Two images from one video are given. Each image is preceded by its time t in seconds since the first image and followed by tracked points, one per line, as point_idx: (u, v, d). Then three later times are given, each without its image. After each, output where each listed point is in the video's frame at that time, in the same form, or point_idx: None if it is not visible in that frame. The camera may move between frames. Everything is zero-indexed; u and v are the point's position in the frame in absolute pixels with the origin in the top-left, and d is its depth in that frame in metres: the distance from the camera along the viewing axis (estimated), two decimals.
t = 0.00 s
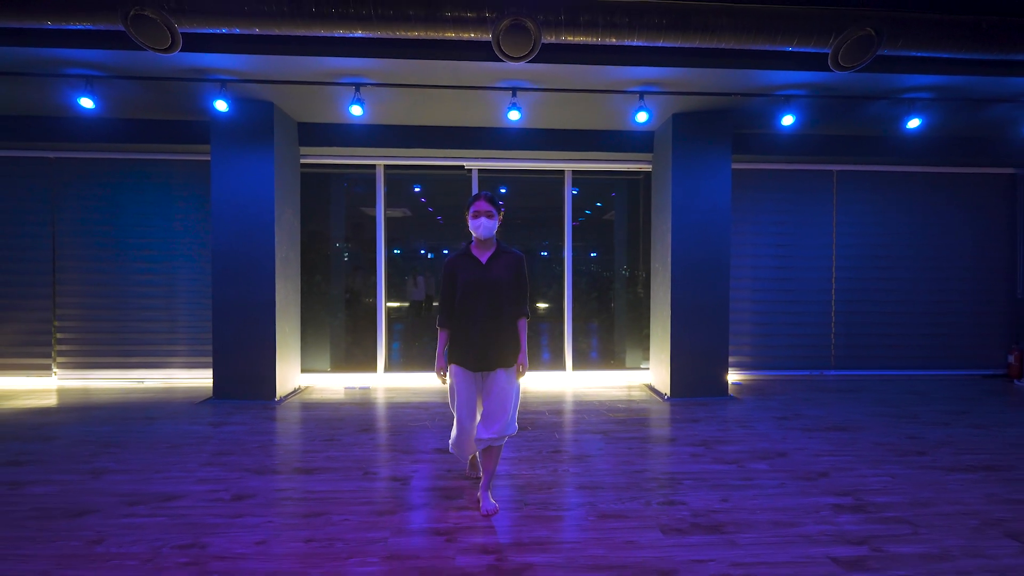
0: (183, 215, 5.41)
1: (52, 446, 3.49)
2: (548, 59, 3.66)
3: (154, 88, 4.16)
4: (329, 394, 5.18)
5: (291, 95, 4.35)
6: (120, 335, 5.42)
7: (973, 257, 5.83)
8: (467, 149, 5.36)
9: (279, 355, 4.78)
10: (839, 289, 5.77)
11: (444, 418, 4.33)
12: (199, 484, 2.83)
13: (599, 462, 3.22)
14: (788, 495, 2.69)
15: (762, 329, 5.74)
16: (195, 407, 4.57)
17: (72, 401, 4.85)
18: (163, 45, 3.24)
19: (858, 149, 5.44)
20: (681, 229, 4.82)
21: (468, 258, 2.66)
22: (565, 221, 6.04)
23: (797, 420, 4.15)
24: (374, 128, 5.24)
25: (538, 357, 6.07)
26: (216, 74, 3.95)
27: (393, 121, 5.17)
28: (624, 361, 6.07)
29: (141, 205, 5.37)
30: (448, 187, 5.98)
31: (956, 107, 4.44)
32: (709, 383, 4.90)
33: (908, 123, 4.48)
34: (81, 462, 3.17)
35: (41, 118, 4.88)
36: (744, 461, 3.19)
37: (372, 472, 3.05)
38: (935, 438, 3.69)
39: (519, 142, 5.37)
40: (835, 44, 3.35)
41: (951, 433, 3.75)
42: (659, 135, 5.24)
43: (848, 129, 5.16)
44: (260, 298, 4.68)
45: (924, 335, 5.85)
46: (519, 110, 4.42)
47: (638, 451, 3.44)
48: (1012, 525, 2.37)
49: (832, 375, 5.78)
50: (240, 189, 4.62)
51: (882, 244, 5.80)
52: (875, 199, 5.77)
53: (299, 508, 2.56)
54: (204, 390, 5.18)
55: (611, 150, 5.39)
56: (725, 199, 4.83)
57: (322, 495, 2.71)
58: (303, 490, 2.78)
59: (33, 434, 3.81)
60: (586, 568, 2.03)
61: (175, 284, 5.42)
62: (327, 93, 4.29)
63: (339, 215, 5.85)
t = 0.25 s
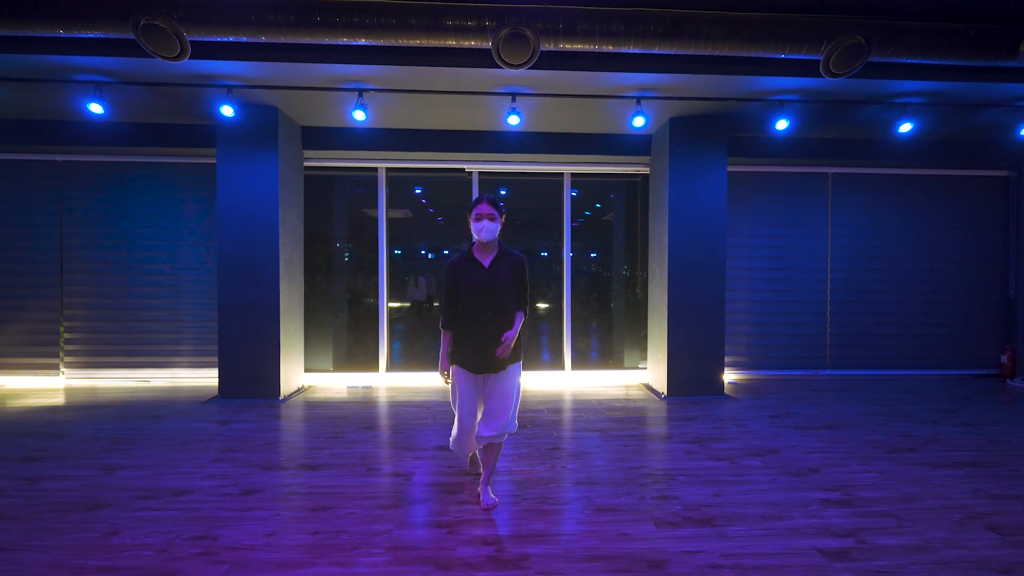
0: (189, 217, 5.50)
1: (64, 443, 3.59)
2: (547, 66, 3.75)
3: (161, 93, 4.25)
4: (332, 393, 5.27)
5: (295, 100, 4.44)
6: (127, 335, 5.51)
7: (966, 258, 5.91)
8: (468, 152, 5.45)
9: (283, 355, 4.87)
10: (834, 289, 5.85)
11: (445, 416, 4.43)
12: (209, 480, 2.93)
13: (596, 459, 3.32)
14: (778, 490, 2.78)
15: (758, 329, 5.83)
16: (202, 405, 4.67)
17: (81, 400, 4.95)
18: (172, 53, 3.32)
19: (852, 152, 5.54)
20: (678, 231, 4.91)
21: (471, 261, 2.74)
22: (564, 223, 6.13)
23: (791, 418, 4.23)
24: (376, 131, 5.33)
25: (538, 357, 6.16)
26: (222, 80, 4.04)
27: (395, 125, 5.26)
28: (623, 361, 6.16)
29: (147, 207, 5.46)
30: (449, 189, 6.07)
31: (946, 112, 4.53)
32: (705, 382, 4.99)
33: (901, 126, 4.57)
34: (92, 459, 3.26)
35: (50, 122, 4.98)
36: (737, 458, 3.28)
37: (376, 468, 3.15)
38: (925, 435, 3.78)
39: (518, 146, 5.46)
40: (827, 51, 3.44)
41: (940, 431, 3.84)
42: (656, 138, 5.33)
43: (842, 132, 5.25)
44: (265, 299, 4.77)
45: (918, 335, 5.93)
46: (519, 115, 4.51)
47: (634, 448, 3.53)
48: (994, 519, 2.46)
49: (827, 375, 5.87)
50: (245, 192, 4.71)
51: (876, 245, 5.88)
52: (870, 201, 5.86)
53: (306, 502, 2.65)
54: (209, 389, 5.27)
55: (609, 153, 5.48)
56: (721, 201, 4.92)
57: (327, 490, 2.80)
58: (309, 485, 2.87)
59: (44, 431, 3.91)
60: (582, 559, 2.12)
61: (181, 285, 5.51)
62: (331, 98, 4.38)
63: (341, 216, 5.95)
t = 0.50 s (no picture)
0: (194, 218, 5.56)
1: (73, 441, 3.65)
2: (548, 70, 3.81)
3: (168, 97, 4.31)
4: (335, 392, 5.33)
5: (299, 103, 4.50)
6: (132, 335, 5.58)
7: (962, 259, 5.97)
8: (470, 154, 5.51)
9: (287, 355, 4.93)
10: (832, 290, 5.91)
11: (447, 415, 4.49)
12: (216, 477, 2.99)
13: (596, 457, 3.37)
14: (774, 487, 2.84)
15: (757, 329, 5.89)
16: (207, 404, 4.73)
17: (87, 399, 5.01)
18: (180, 58, 3.39)
19: (849, 154, 5.59)
20: (677, 232, 4.97)
21: (480, 266, 2.73)
22: (564, 224, 6.19)
23: (788, 417, 4.29)
24: (379, 134, 5.39)
25: (538, 357, 6.22)
26: (228, 84, 4.10)
27: (398, 128, 5.32)
28: (623, 360, 6.22)
29: (152, 208, 5.53)
30: (450, 191, 6.13)
31: (942, 115, 4.59)
32: (704, 381, 5.05)
33: (897, 129, 4.63)
34: (102, 456, 3.32)
35: (58, 125, 5.05)
36: (735, 456, 3.34)
37: (380, 465, 3.21)
38: (920, 434, 3.84)
39: (520, 148, 5.52)
40: (823, 56, 3.49)
41: (934, 430, 3.90)
42: (656, 141, 5.39)
43: (839, 135, 5.31)
44: (269, 299, 4.83)
45: (915, 335, 5.99)
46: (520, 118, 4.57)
47: (633, 446, 3.59)
48: (984, 515, 2.52)
49: (825, 374, 5.93)
50: (249, 194, 4.78)
51: (874, 246, 5.94)
52: (867, 203, 5.92)
53: (312, 498, 2.71)
54: (214, 388, 5.33)
55: (609, 155, 5.54)
56: (720, 202, 4.98)
57: (332, 487, 2.86)
58: (314, 481, 2.94)
59: (52, 430, 3.97)
60: (581, 552, 2.18)
61: (186, 286, 5.57)
62: (334, 101, 4.45)
63: (344, 217, 6.01)
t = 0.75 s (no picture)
0: (201, 219, 5.65)
1: (87, 437, 3.74)
2: (551, 74, 3.89)
3: (177, 100, 4.39)
4: (340, 390, 5.41)
5: (306, 106, 4.58)
6: (141, 334, 5.66)
7: (960, 259, 6.04)
8: (473, 155, 5.59)
9: (293, 354, 5.01)
10: (831, 290, 5.98)
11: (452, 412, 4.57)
12: (228, 471, 3.07)
13: (598, 453, 3.45)
14: (772, 482, 2.91)
15: (756, 328, 5.96)
16: (215, 402, 4.81)
17: (97, 396, 5.09)
18: (191, 63, 3.46)
19: (847, 156, 5.66)
20: (678, 233, 5.04)
21: (495, 263, 2.75)
22: (566, 225, 6.26)
23: (787, 415, 4.36)
24: (383, 136, 5.47)
25: (540, 356, 6.29)
26: (237, 87, 4.18)
27: (403, 130, 5.39)
28: (624, 359, 6.29)
29: (160, 209, 5.61)
30: (453, 192, 6.21)
31: (939, 117, 4.66)
32: (704, 380, 5.12)
33: (894, 131, 4.70)
34: (115, 452, 3.40)
35: (69, 127, 5.14)
36: (734, 452, 3.42)
37: (387, 460, 3.29)
38: (916, 431, 3.91)
39: (522, 150, 5.60)
40: (820, 60, 3.56)
41: (930, 427, 3.97)
42: (656, 142, 5.46)
43: (837, 137, 5.38)
44: (276, 298, 4.92)
45: (913, 335, 6.06)
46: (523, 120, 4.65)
47: (634, 443, 3.67)
48: (976, 508, 2.59)
49: (824, 373, 6.00)
50: (257, 195, 4.86)
51: (872, 246, 6.00)
52: (866, 203, 5.98)
53: (322, 491, 2.80)
54: (221, 386, 5.42)
55: (610, 157, 5.61)
56: (719, 204, 5.05)
57: (341, 480, 2.94)
58: (323, 475, 3.02)
59: (65, 427, 4.05)
60: (584, 543, 2.25)
61: (193, 285, 5.66)
62: (341, 104, 4.53)
63: (348, 217, 6.09)
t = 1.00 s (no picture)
0: (209, 219, 5.75)
1: (102, 432, 3.84)
2: (553, 78, 3.98)
3: (188, 103, 4.50)
4: (346, 388, 5.51)
5: (314, 109, 4.68)
6: (150, 332, 5.77)
7: (956, 258, 6.12)
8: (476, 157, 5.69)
9: (300, 352, 5.11)
10: (829, 289, 6.06)
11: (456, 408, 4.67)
12: (241, 464, 3.17)
13: (599, 447, 3.55)
14: (768, 474, 3.00)
15: (755, 327, 6.04)
16: (224, 398, 4.92)
17: (108, 393, 5.20)
18: (205, 68, 3.56)
19: (845, 157, 5.74)
20: (678, 233, 5.13)
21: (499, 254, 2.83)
22: (568, 225, 6.36)
23: (784, 411, 4.45)
24: (389, 138, 5.57)
25: (542, 355, 6.38)
26: (247, 91, 4.28)
27: (408, 132, 5.49)
28: (625, 357, 6.38)
29: (169, 209, 5.71)
30: (457, 193, 6.30)
31: (934, 119, 4.74)
32: (704, 377, 5.21)
33: (891, 133, 4.78)
34: (131, 445, 3.51)
35: (81, 130, 5.25)
36: (732, 446, 3.51)
37: (394, 454, 3.38)
38: (911, 427, 4.00)
39: (525, 151, 5.70)
40: (817, 64, 3.65)
41: (925, 423, 4.05)
42: (657, 144, 5.55)
43: (835, 138, 5.46)
44: (284, 297, 5.02)
45: (910, 333, 6.14)
46: (526, 123, 4.74)
47: (635, 437, 3.76)
48: (965, 499, 2.68)
49: (822, 371, 6.08)
50: (265, 196, 4.96)
51: (870, 246, 6.09)
52: (863, 204, 6.06)
53: (333, 482, 2.89)
54: (230, 384, 5.52)
55: (611, 158, 5.71)
56: (719, 204, 5.14)
57: (351, 472, 3.04)
58: (334, 468, 3.11)
59: (80, 422, 4.16)
60: (587, 530, 2.35)
61: (202, 284, 5.76)
62: (347, 107, 4.62)
63: (352, 217, 6.19)
